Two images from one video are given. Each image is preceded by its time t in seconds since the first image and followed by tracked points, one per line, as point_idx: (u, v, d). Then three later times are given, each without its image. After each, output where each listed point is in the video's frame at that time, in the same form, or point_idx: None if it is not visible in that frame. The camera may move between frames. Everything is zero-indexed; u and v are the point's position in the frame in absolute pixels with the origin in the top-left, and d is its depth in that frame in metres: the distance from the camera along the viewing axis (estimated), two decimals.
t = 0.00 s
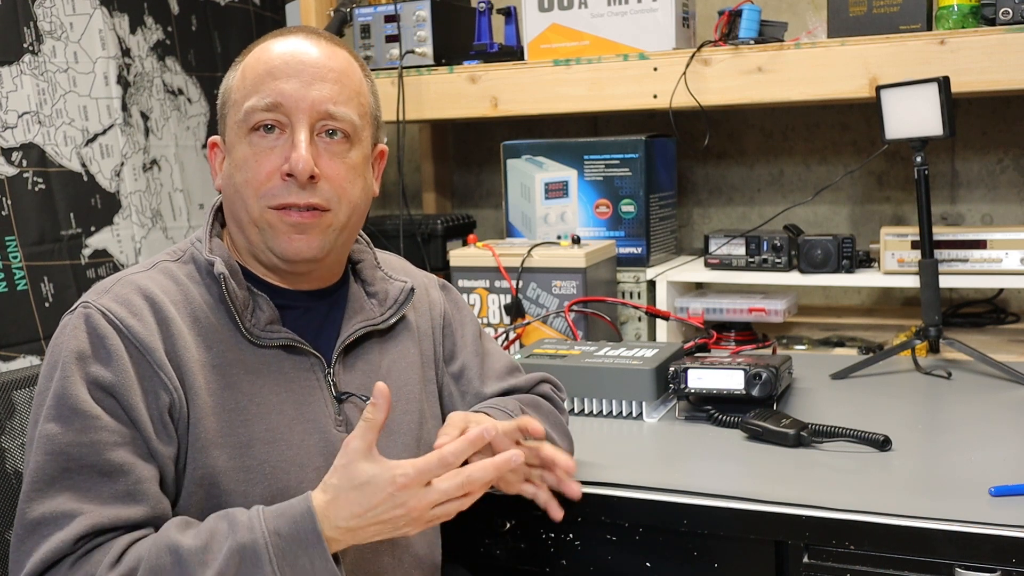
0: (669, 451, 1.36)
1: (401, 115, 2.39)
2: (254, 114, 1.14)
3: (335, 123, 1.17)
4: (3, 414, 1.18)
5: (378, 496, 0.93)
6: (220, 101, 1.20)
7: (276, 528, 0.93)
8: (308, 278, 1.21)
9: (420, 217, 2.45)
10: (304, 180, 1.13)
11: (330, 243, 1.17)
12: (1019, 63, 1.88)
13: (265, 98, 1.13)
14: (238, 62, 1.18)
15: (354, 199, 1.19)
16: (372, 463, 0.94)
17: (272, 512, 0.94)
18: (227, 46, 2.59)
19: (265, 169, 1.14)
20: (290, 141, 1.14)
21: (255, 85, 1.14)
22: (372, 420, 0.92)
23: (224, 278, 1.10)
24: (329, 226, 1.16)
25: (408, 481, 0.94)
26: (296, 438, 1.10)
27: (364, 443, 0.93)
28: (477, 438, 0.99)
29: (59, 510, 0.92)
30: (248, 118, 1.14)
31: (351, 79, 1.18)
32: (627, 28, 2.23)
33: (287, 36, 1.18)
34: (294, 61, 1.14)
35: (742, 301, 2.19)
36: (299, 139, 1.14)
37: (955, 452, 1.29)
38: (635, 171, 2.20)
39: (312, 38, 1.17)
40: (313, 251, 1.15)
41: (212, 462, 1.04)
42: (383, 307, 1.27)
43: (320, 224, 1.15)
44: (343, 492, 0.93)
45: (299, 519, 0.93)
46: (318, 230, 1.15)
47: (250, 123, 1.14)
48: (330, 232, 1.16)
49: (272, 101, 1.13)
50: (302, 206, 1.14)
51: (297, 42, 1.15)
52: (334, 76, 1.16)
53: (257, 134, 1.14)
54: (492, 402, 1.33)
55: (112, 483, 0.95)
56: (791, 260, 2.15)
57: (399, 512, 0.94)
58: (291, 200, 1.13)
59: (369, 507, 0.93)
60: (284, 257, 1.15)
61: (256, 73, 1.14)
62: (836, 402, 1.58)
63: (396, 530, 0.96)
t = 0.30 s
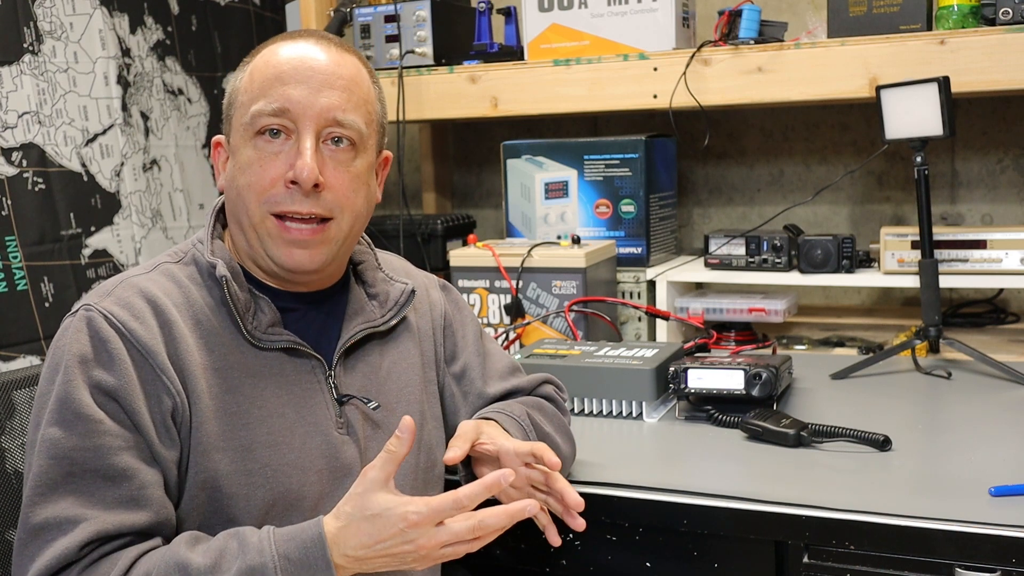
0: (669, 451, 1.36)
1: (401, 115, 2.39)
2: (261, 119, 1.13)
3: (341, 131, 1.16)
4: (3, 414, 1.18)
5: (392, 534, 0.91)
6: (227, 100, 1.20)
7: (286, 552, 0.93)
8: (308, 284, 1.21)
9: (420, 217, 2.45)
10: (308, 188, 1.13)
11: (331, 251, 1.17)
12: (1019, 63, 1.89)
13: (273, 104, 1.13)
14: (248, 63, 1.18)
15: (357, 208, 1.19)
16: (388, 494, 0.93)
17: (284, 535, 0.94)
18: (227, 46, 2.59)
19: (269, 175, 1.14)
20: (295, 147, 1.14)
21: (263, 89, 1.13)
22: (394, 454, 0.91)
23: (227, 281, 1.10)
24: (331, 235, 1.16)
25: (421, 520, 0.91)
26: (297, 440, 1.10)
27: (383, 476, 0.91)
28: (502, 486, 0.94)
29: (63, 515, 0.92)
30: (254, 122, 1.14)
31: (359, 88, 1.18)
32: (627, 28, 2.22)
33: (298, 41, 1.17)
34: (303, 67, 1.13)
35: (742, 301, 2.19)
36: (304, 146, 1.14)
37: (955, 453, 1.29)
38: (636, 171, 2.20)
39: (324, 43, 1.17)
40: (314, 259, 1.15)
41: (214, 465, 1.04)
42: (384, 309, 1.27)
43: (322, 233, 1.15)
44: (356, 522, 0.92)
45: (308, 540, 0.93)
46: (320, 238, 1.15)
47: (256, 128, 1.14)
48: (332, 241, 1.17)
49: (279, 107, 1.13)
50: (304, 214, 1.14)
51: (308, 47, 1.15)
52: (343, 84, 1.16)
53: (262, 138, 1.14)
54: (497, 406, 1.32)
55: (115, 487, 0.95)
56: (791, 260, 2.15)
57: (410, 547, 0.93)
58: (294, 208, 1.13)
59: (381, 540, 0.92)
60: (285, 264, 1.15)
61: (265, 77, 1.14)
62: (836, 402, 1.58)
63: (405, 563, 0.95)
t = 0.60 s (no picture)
0: (669, 451, 1.36)
1: (401, 115, 2.39)
2: (291, 118, 1.11)
3: (369, 129, 1.16)
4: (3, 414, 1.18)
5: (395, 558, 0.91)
6: (233, 101, 1.15)
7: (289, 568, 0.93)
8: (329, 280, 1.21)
9: (420, 217, 2.45)
10: (352, 187, 1.13)
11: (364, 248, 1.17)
12: (1018, 63, 1.88)
13: (306, 102, 1.11)
14: (258, 61, 1.14)
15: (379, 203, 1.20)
16: (389, 504, 0.93)
17: (286, 551, 0.95)
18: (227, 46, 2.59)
19: (304, 174, 1.12)
20: (329, 146, 1.13)
21: (292, 89, 1.11)
22: (409, 476, 0.92)
23: (223, 284, 1.09)
24: (364, 231, 1.16)
25: (426, 541, 0.91)
26: (297, 442, 1.10)
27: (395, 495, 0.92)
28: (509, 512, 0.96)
29: (60, 523, 0.92)
30: (283, 121, 1.12)
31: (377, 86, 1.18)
32: (627, 28, 2.22)
33: (310, 39, 1.16)
34: (324, 65, 1.13)
35: (742, 301, 2.19)
36: (341, 144, 1.13)
37: (955, 453, 1.29)
38: (635, 171, 2.20)
39: (338, 42, 1.16)
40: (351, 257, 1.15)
41: (216, 469, 1.04)
42: (382, 309, 1.27)
43: (358, 230, 1.15)
44: (359, 537, 0.92)
45: (310, 555, 0.93)
46: (355, 236, 1.15)
47: (284, 127, 1.12)
48: (365, 237, 1.17)
49: (312, 105, 1.11)
50: (343, 212, 1.14)
51: (328, 46, 1.14)
52: (367, 81, 1.16)
53: (291, 138, 1.12)
54: (501, 415, 1.31)
55: (113, 494, 0.95)
56: (791, 260, 2.15)
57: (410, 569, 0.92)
58: (336, 206, 1.13)
59: (383, 557, 0.92)
60: (324, 263, 1.14)
61: (292, 76, 1.11)
62: (836, 402, 1.58)
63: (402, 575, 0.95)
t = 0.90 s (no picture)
0: (669, 451, 1.36)
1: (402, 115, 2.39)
2: (407, 144, 1.16)
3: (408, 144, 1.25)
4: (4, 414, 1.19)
5: None
6: (337, 120, 1.11)
7: None
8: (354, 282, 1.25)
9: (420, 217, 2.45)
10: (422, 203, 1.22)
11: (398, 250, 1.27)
12: (1019, 63, 1.88)
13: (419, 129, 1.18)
14: (362, 82, 1.13)
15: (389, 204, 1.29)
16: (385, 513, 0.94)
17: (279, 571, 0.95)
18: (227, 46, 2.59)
19: (412, 194, 1.18)
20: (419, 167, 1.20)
21: (407, 117, 1.16)
22: (407, 510, 0.97)
23: (227, 289, 1.08)
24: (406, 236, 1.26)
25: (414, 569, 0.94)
26: (304, 446, 1.10)
27: (389, 526, 0.96)
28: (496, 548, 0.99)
29: (50, 550, 0.93)
30: (398, 146, 1.15)
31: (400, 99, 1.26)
32: (627, 28, 2.22)
33: (383, 61, 1.18)
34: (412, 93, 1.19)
35: (742, 301, 2.19)
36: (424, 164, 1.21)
37: (955, 453, 1.29)
38: (636, 171, 2.20)
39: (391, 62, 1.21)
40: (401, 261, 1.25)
41: (224, 481, 1.04)
42: (370, 304, 1.26)
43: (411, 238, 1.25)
44: (348, 561, 0.95)
45: None
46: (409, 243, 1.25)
47: (400, 150, 1.15)
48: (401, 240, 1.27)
49: (419, 132, 1.18)
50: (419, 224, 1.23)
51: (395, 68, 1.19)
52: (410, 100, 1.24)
53: (402, 162, 1.16)
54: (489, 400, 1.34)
55: (104, 520, 0.96)
56: (791, 260, 2.15)
57: None
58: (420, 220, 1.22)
59: None
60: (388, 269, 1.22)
61: (403, 103, 1.16)
62: (837, 402, 1.58)
63: None
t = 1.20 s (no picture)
0: (669, 451, 1.36)
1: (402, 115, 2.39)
2: (398, 144, 1.16)
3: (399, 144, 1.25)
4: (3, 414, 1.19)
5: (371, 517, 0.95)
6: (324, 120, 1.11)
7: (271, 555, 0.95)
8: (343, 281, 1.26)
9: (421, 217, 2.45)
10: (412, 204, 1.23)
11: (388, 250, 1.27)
12: (1019, 63, 1.88)
13: (409, 128, 1.18)
14: (351, 82, 1.13)
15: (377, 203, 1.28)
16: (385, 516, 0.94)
17: (267, 537, 0.96)
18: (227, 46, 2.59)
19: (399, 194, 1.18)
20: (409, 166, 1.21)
21: (399, 116, 1.16)
22: (385, 451, 0.98)
23: (221, 290, 1.08)
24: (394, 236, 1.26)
25: (397, 497, 0.95)
26: (302, 446, 1.10)
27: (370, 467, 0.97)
28: (477, 465, 0.99)
29: (48, 555, 0.93)
30: (391, 147, 1.15)
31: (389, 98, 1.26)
32: (627, 28, 2.22)
33: (374, 60, 1.17)
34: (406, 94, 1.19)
35: (742, 301, 2.19)
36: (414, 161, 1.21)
37: (955, 452, 1.29)
38: (636, 171, 2.20)
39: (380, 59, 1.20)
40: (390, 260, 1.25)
41: (222, 483, 1.04)
42: (363, 303, 1.26)
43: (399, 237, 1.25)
44: (335, 507, 0.96)
45: (292, 539, 0.96)
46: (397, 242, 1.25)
47: (392, 151, 1.16)
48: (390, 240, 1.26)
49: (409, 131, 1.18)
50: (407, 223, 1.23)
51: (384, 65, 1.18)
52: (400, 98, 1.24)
53: (392, 163, 1.16)
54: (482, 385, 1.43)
55: (102, 523, 0.96)
56: (791, 260, 2.15)
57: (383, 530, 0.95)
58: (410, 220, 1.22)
59: (359, 522, 0.95)
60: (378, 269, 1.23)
61: (394, 102, 1.16)
62: (836, 402, 1.58)
63: (387, 550, 0.96)
